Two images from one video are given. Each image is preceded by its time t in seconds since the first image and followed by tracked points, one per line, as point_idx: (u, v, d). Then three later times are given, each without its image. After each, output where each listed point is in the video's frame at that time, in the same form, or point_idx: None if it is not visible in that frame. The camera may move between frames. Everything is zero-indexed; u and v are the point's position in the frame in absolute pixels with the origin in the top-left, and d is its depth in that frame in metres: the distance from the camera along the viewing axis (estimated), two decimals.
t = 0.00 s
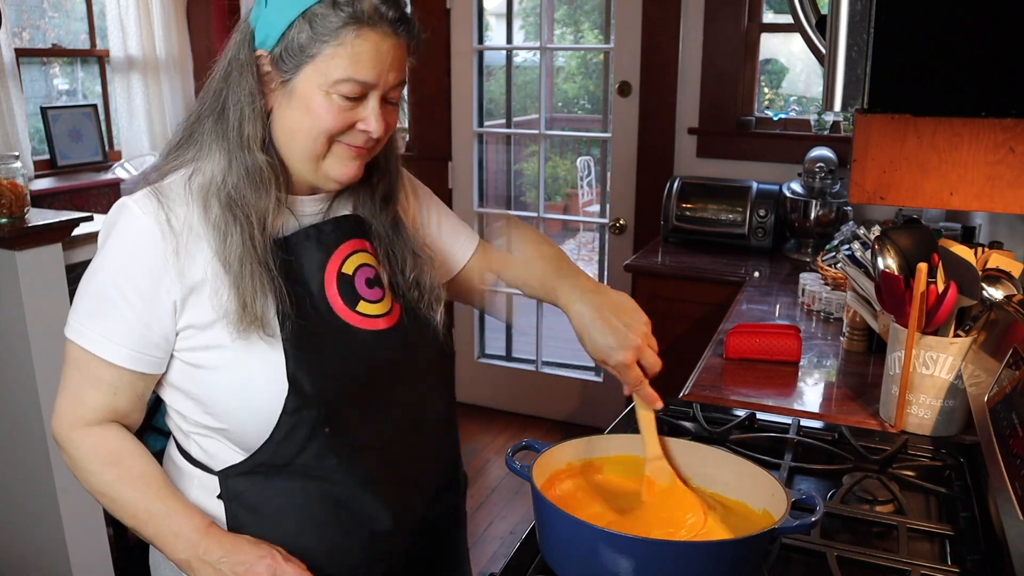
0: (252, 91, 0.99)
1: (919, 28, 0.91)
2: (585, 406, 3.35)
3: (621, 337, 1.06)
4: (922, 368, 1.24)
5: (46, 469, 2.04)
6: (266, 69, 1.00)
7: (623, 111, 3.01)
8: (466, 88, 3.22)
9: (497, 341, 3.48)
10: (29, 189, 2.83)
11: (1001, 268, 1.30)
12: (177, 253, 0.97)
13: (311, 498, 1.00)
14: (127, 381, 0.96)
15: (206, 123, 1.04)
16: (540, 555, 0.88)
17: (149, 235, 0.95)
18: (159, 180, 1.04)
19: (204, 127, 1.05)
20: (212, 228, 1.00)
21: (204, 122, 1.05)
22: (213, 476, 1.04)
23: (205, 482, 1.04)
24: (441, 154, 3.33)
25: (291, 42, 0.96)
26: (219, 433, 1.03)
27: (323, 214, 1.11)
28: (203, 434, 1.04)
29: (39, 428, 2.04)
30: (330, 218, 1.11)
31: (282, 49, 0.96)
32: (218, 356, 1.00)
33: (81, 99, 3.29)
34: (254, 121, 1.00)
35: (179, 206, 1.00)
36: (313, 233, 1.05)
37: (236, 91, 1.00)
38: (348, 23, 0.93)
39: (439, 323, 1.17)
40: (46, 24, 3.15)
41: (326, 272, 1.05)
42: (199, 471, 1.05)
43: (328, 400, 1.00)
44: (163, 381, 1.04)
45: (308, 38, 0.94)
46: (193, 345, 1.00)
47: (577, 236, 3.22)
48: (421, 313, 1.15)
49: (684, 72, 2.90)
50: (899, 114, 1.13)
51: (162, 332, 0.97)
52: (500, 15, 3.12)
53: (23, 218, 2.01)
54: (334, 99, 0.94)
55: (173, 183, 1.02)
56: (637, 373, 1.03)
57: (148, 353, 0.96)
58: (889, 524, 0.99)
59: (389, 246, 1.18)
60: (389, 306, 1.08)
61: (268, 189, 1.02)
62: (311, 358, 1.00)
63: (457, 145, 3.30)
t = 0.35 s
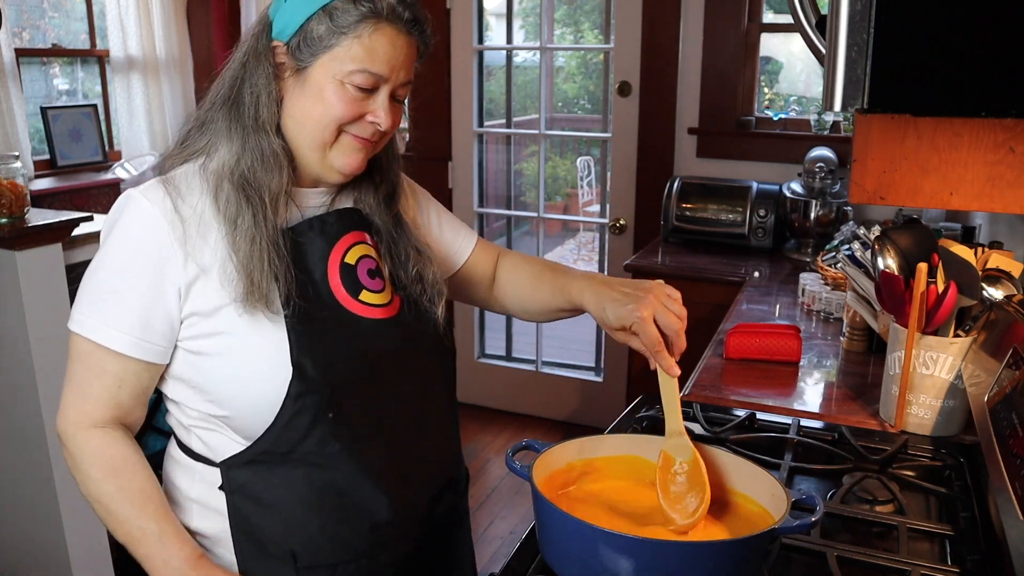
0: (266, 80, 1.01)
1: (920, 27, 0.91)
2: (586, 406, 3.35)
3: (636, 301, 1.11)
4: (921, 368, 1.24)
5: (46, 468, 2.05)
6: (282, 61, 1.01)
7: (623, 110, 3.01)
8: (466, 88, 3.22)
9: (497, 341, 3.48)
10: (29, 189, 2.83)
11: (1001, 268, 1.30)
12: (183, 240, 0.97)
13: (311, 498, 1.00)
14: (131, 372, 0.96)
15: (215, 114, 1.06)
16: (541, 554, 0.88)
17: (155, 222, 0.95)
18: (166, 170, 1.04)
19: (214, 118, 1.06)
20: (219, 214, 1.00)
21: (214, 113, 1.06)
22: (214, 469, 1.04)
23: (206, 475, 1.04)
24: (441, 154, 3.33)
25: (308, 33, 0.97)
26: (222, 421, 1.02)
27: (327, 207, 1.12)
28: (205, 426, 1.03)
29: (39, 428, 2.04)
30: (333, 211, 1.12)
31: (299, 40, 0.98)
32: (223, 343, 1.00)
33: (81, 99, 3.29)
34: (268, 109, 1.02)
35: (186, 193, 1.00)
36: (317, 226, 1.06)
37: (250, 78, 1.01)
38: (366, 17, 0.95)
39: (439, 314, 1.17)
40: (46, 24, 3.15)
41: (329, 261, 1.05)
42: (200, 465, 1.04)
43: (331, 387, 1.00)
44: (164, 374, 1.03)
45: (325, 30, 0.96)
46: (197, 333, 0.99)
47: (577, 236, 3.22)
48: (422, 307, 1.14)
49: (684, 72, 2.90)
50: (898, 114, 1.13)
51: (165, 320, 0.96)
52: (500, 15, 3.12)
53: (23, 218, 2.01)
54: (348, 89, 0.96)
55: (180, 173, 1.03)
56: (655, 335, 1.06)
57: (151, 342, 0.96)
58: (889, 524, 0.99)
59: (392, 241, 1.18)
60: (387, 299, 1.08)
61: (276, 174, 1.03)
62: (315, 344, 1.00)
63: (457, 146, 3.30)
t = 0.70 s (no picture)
0: (272, 80, 1.01)
1: (920, 27, 0.91)
2: (586, 406, 3.35)
3: (614, 296, 1.15)
4: (922, 368, 1.25)
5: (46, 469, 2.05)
6: (288, 61, 1.01)
7: (623, 110, 3.01)
8: (466, 88, 3.22)
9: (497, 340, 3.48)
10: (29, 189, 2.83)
11: (1002, 268, 1.30)
12: (185, 239, 0.97)
13: (311, 497, 1.00)
14: (132, 371, 0.96)
15: (219, 114, 1.05)
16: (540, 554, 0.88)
17: (157, 222, 0.96)
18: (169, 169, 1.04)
19: (217, 117, 1.06)
20: (222, 214, 1.00)
21: (218, 112, 1.06)
22: (213, 468, 1.03)
23: (205, 474, 1.04)
24: (441, 154, 3.33)
25: (314, 33, 0.97)
26: (221, 422, 1.02)
27: (332, 208, 1.12)
28: (203, 426, 1.03)
29: (39, 428, 2.04)
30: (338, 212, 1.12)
31: (305, 40, 0.98)
32: (224, 343, 0.99)
33: (81, 99, 3.29)
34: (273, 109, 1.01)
35: (189, 193, 1.00)
36: (320, 226, 1.06)
37: (255, 78, 1.01)
38: (372, 17, 0.95)
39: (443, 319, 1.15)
40: (46, 25, 3.15)
41: (332, 263, 1.05)
42: (199, 464, 1.04)
43: (330, 388, 0.99)
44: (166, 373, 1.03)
45: (331, 30, 0.96)
46: (198, 333, 0.99)
47: (577, 236, 3.22)
48: (424, 311, 1.13)
49: (684, 72, 2.91)
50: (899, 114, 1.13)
51: (166, 319, 0.97)
52: (500, 15, 3.12)
53: (23, 219, 2.01)
54: (353, 89, 0.96)
55: (183, 172, 1.03)
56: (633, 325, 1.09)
57: (151, 341, 0.96)
58: (889, 524, 0.99)
59: (396, 244, 1.18)
60: (388, 302, 1.07)
61: (280, 174, 1.03)
62: (315, 346, 1.00)
63: (457, 146, 3.30)
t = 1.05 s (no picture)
0: (269, 81, 1.00)
1: (920, 27, 0.91)
2: (586, 406, 3.35)
3: (602, 338, 1.12)
4: (921, 368, 1.25)
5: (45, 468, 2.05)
6: (283, 62, 1.01)
7: (623, 110, 3.01)
8: (466, 88, 3.22)
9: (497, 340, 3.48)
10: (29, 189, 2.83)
11: (1001, 268, 1.30)
12: (183, 242, 0.97)
13: (312, 497, 1.00)
14: (132, 374, 0.96)
15: (215, 116, 1.05)
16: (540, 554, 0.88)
17: (155, 224, 0.96)
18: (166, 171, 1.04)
19: (214, 119, 1.05)
20: (220, 216, 1.00)
21: (215, 114, 1.05)
22: (213, 469, 1.03)
23: (204, 474, 1.04)
24: (441, 154, 3.33)
25: (310, 33, 0.97)
26: (219, 424, 1.02)
27: (330, 209, 1.12)
28: (202, 427, 1.03)
29: (38, 428, 2.04)
30: (337, 213, 1.12)
31: (301, 40, 0.98)
32: (224, 346, 0.99)
33: (81, 99, 3.29)
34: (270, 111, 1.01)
35: (186, 195, 1.00)
36: (319, 228, 1.06)
37: (252, 79, 1.01)
38: (368, 16, 0.95)
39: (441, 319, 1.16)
40: (46, 24, 3.15)
41: (330, 265, 1.05)
42: (198, 465, 1.04)
43: (329, 388, 0.99)
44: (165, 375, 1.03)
45: (328, 30, 0.96)
46: (197, 335, 0.99)
47: (577, 236, 3.22)
48: (423, 311, 1.14)
49: (684, 72, 2.91)
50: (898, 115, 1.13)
51: (165, 321, 0.97)
52: (500, 15, 3.12)
53: (23, 219, 2.01)
54: (351, 89, 0.96)
55: (180, 174, 1.03)
56: (618, 374, 1.08)
57: (149, 343, 0.96)
58: (889, 524, 0.99)
59: (394, 244, 1.18)
60: (387, 304, 1.07)
61: (279, 176, 1.03)
62: (313, 348, 1.00)
63: (457, 146, 3.30)
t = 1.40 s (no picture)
0: (257, 80, 1.00)
1: (921, 27, 0.91)
2: (586, 406, 3.35)
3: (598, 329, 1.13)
4: (922, 368, 1.25)
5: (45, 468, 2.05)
6: (271, 60, 1.01)
7: (623, 111, 3.01)
8: (466, 88, 3.22)
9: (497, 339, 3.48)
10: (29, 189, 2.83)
11: (1001, 268, 1.30)
12: (178, 244, 0.97)
13: (313, 498, 1.00)
14: (130, 377, 0.97)
15: (204, 119, 1.05)
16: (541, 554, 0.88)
17: (149, 226, 0.96)
18: (157, 173, 1.04)
19: (203, 122, 1.05)
20: (213, 217, 1.00)
21: (203, 117, 1.05)
22: (212, 471, 1.03)
23: (204, 476, 1.04)
24: (440, 154, 3.33)
25: (297, 29, 0.98)
26: (219, 425, 1.02)
27: (324, 207, 1.12)
28: (201, 429, 1.03)
29: (38, 428, 2.04)
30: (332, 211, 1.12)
31: (289, 37, 0.98)
32: (222, 347, 0.99)
33: (81, 100, 3.29)
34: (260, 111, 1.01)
35: (180, 197, 1.00)
36: (314, 226, 1.06)
37: (241, 80, 1.01)
38: (353, 6, 0.96)
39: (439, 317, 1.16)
40: (46, 24, 3.14)
41: (327, 264, 1.05)
42: (198, 467, 1.04)
43: (328, 387, 0.99)
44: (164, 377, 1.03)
45: (315, 23, 0.97)
46: (195, 337, 0.99)
47: (577, 236, 3.22)
48: (421, 308, 1.14)
49: (684, 72, 2.91)
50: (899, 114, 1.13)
51: (161, 322, 0.97)
52: (500, 15, 3.12)
53: (23, 219, 2.01)
54: (342, 80, 0.97)
55: (171, 176, 1.02)
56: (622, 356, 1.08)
57: (147, 346, 0.96)
58: (889, 524, 0.99)
59: (391, 241, 1.18)
60: (385, 301, 1.07)
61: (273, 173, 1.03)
62: (312, 347, 1.00)
63: (457, 146, 3.30)
